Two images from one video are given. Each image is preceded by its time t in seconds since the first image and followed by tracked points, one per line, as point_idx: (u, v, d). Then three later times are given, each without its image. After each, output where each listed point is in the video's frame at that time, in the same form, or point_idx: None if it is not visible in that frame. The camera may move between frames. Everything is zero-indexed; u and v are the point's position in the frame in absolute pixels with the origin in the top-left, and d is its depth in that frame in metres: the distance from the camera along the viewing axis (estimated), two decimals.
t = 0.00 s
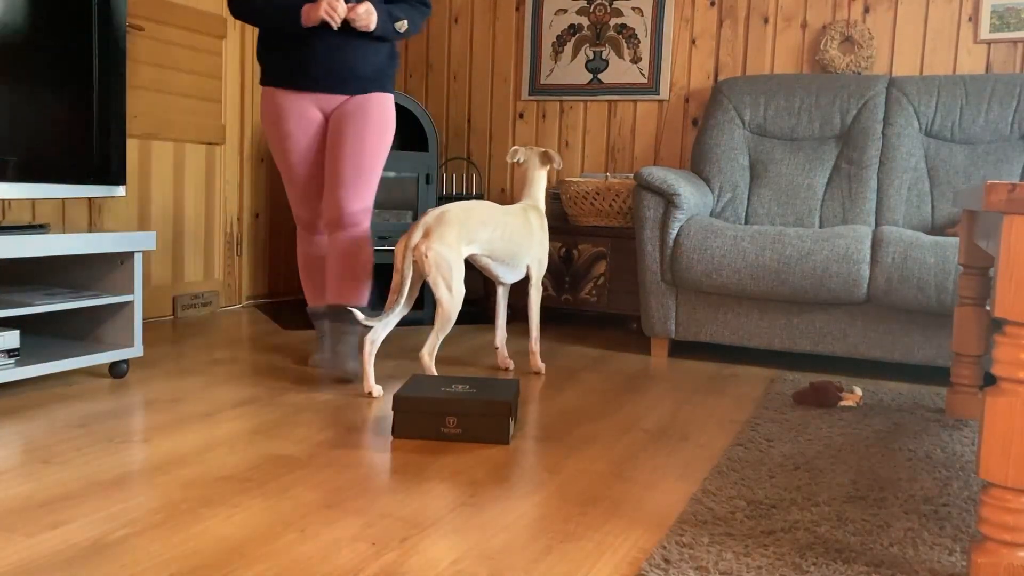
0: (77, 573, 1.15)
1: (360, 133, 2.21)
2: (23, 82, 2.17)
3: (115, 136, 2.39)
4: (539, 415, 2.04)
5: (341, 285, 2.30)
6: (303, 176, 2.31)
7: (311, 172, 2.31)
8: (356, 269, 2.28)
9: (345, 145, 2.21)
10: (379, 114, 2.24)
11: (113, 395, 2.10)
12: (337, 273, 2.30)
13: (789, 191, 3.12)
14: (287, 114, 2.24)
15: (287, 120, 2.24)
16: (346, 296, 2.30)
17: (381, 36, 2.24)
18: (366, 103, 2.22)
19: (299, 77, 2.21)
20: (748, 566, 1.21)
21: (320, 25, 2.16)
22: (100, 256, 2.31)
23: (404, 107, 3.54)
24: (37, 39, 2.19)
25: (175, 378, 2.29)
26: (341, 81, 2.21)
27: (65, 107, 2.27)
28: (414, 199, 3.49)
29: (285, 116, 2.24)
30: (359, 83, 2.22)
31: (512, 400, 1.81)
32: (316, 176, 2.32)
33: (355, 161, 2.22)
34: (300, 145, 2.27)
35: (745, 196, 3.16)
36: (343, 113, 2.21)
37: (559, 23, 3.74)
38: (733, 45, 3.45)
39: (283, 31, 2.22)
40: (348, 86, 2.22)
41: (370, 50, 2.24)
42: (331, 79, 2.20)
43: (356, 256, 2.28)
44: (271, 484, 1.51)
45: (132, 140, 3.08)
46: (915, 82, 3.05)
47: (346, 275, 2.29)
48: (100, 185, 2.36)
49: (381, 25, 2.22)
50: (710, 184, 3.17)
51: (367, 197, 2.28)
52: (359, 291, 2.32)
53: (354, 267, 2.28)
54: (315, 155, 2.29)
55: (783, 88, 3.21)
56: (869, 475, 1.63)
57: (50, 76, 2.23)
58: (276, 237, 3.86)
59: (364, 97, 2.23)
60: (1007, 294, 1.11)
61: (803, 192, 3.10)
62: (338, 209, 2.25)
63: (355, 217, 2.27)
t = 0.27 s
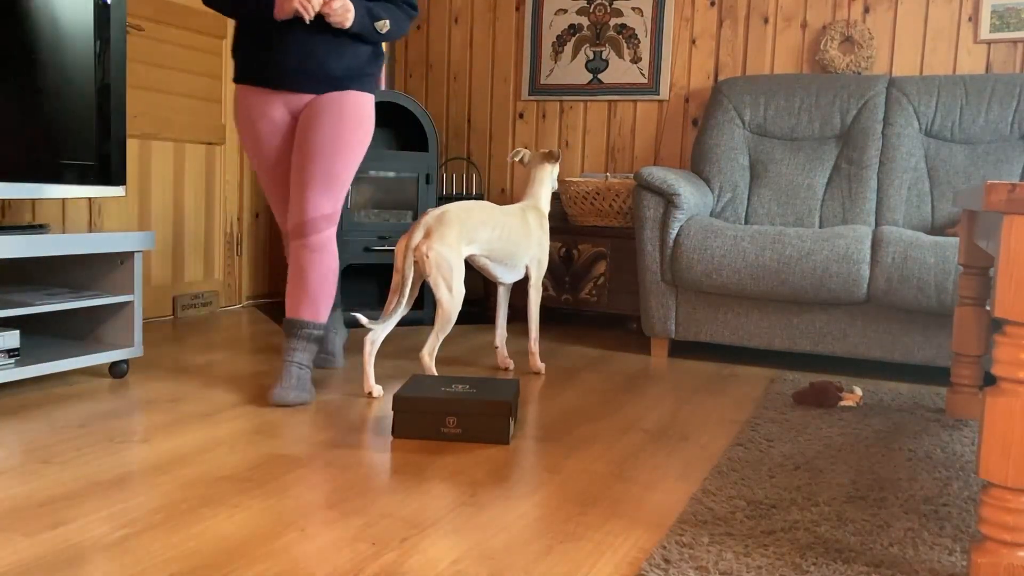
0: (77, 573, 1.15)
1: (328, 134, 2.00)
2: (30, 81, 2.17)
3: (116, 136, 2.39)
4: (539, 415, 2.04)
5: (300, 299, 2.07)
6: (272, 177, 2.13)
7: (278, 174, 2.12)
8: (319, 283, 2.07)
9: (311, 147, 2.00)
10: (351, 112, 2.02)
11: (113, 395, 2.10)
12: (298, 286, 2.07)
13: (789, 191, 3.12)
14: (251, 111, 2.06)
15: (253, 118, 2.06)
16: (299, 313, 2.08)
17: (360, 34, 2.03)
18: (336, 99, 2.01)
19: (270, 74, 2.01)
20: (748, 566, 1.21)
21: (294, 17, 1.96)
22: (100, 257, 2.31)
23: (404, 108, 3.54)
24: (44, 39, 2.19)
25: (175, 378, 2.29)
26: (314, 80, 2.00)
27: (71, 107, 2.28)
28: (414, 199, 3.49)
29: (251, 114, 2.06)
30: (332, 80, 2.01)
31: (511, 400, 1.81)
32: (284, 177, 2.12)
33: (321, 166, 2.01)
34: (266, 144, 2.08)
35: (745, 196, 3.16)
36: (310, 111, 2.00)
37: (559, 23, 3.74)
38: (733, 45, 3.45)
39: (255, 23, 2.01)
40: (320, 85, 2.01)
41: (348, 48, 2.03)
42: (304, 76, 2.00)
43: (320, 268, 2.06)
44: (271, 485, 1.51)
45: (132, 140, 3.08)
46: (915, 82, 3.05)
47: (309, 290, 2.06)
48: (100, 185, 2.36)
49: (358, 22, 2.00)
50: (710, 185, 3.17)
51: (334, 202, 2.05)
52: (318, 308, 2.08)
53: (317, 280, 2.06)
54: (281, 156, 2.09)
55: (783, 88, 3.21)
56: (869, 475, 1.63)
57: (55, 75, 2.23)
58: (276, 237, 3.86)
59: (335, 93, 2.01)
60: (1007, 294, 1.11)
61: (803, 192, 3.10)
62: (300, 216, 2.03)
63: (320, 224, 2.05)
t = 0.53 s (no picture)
0: (77, 573, 1.15)
1: (315, 133, 1.96)
2: (36, 77, 2.18)
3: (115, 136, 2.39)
4: (539, 415, 2.04)
5: (293, 304, 2.06)
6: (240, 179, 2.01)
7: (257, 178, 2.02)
8: (311, 286, 2.05)
9: (298, 148, 1.96)
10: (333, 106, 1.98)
11: (113, 395, 2.10)
12: (290, 290, 2.05)
13: (789, 191, 3.12)
14: (228, 114, 1.95)
15: (230, 121, 1.95)
16: (293, 317, 2.07)
17: (339, 13, 1.94)
18: (318, 95, 1.96)
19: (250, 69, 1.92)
20: (748, 566, 1.21)
21: None
22: (100, 257, 2.31)
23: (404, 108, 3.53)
24: (49, 36, 2.20)
25: (175, 378, 2.29)
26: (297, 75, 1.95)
27: (75, 103, 2.29)
28: (414, 199, 3.50)
29: (226, 117, 1.95)
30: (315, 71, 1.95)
31: (512, 400, 1.81)
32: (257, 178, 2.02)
33: (310, 167, 1.97)
34: (245, 149, 1.98)
35: (745, 196, 3.16)
36: (295, 108, 1.95)
37: (559, 23, 3.74)
38: (732, 45, 3.45)
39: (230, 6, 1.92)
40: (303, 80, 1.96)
41: (323, 28, 1.94)
42: (287, 68, 1.93)
43: (313, 272, 2.05)
44: (271, 485, 1.51)
45: (132, 141, 3.08)
46: (914, 82, 3.05)
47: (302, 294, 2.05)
48: (100, 184, 2.36)
49: None
50: (710, 185, 3.17)
51: (321, 203, 2.03)
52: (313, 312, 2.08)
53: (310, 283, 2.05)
54: (259, 155, 2.01)
55: (783, 88, 3.21)
56: (869, 476, 1.63)
57: (56, 75, 2.23)
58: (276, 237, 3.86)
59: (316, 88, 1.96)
60: (1007, 294, 1.11)
61: (803, 192, 3.10)
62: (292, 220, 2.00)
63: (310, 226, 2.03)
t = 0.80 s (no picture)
0: (77, 573, 1.15)
1: (294, 139, 1.76)
2: (37, 76, 2.18)
3: (115, 136, 2.39)
4: (539, 415, 2.04)
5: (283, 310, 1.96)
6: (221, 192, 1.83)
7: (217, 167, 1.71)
8: (298, 290, 1.95)
9: (275, 156, 1.75)
10: (310, 107, 1.76)
11: (113, 395, 2.10)
12: (279, 296, 1.95)
13: (789, 191, 3.12)
14: (182, 99, 1.62)
15: (183, 108, 1.63)
16: (283, 321, 1.98)
17: (306, 2, 1.69)
18: (294, 96, 1.73)
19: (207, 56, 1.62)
20: (748, 566, 1.21)
21: None
22: (100, 257, 2.31)
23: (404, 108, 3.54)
24: (49, 36, 2.21)
25: (175, 378, 2.29)
26: (265, 67, 1.68)
27: (75, 103, 2.29)
28: (414, 199, 3.50)
29: (180, 104, 1.62)
30: (287, 66, 1.70)
31: (512, 400, 1.81)
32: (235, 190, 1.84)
33: (290, 176, 1.78)
34: (204, 136, 1.66)
35: (745, 196, 3.16)
36: (265, 114, 1.71)
37: (559, 23, 3.74)
38: (732, 45, 3.45)
39: None
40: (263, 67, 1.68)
41: (292, 20, 1.69)
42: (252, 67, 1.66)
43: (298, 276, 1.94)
44: (271, 485, 1.51)
45: (132, 141, 3.08)
46: (914, 82, 3.05)
47: (290, 299, 1.96)
48: (101, 184, 2.36)
49: None
50: (710, 185, 3.17)
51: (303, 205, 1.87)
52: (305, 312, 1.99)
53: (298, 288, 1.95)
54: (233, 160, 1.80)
55: (783, 88, 3.21)
56: (869, 476, 1.63)
57: (56, 75, 2.23)
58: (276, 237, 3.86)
59: (289, 86, 1.72)
60: (1006, 295, 1.11)
61: (803, 192, 3.10)
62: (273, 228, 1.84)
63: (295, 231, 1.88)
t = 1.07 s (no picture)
0: (76, 573, 1.15)
1: (240, 120, 1.67)
2: (36, 76, 2.18)
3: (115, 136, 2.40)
4: (540, 415, 2.04)
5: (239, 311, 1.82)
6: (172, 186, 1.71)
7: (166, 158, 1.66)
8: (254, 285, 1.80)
9: (219, 140, 1.66)
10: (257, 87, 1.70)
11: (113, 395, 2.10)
12: (230, 292, 1.78)
13: (789, 191, 3.12)
14: (118, 85, 1.55)
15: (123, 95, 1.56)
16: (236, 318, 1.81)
17: None
18: (238, 75, 1.67)
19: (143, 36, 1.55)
20: (748, 565, 1.21)
21: None
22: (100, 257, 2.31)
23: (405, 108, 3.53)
24: (49, 36, 2.21)
25: (174, 378, 2.29)
26: (206, 47, 1.62)
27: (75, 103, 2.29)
28: (414, 199, 3.50)
29: (117, 90, 1.55)
30: (228, 45, 1.65)
31: (512, 400, 1.81)
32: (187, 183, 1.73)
33: (238, 160, 1.68)
34: (147, 124, 1.60)
35: (745, 196, 3.16)
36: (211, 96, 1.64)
37: (559, 23, 3.74)
38: (733, 45, 3.45)
39: None
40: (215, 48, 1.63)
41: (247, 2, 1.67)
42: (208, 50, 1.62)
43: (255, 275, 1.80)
44: (271, 485, 1.51)
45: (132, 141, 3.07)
46: (914, 81, 3.05)
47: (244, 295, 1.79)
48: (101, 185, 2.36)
49: None
50: (710, 185, 3.17)
51: (260, 194, 1.76)
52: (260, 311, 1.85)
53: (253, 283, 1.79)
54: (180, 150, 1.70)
55: (783, 88, 3.21)
56: (869, 475, 1.63)
57: (55, 75, 2.23)
58: (276, 237, 3.86)
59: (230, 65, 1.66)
60: (1007, 295, 1.11)
61: (803, 192, 3.10)
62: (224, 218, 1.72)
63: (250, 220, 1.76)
